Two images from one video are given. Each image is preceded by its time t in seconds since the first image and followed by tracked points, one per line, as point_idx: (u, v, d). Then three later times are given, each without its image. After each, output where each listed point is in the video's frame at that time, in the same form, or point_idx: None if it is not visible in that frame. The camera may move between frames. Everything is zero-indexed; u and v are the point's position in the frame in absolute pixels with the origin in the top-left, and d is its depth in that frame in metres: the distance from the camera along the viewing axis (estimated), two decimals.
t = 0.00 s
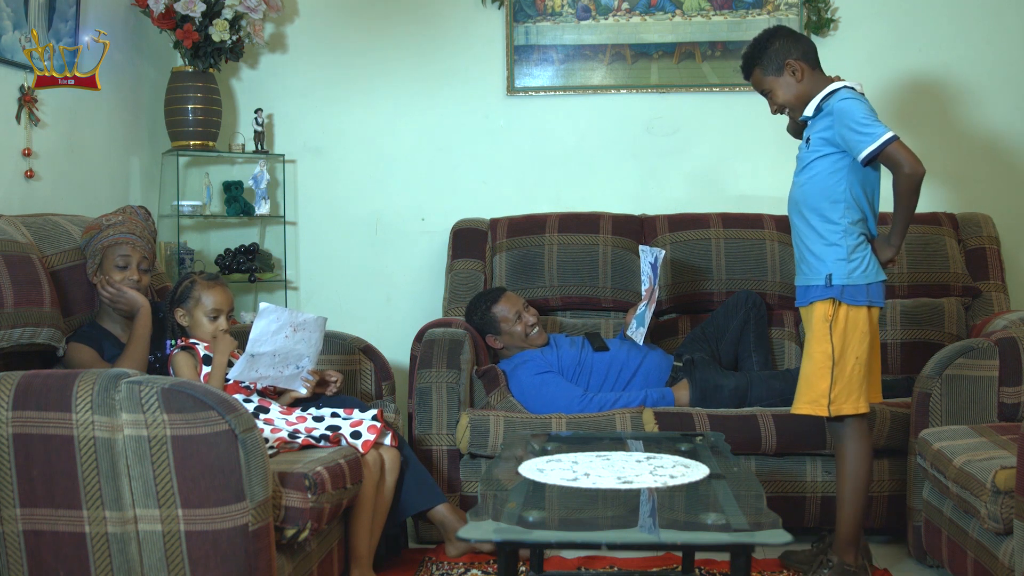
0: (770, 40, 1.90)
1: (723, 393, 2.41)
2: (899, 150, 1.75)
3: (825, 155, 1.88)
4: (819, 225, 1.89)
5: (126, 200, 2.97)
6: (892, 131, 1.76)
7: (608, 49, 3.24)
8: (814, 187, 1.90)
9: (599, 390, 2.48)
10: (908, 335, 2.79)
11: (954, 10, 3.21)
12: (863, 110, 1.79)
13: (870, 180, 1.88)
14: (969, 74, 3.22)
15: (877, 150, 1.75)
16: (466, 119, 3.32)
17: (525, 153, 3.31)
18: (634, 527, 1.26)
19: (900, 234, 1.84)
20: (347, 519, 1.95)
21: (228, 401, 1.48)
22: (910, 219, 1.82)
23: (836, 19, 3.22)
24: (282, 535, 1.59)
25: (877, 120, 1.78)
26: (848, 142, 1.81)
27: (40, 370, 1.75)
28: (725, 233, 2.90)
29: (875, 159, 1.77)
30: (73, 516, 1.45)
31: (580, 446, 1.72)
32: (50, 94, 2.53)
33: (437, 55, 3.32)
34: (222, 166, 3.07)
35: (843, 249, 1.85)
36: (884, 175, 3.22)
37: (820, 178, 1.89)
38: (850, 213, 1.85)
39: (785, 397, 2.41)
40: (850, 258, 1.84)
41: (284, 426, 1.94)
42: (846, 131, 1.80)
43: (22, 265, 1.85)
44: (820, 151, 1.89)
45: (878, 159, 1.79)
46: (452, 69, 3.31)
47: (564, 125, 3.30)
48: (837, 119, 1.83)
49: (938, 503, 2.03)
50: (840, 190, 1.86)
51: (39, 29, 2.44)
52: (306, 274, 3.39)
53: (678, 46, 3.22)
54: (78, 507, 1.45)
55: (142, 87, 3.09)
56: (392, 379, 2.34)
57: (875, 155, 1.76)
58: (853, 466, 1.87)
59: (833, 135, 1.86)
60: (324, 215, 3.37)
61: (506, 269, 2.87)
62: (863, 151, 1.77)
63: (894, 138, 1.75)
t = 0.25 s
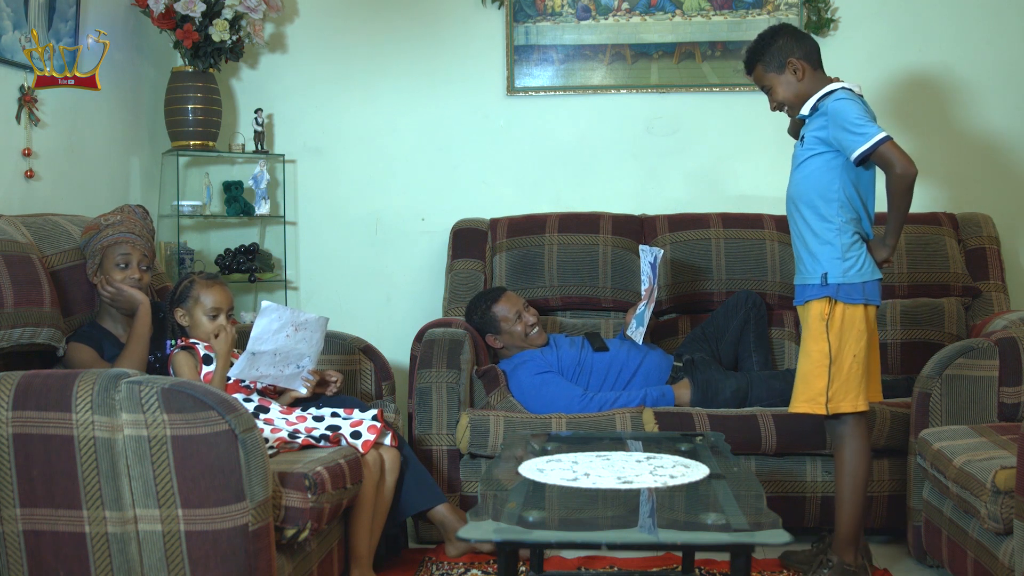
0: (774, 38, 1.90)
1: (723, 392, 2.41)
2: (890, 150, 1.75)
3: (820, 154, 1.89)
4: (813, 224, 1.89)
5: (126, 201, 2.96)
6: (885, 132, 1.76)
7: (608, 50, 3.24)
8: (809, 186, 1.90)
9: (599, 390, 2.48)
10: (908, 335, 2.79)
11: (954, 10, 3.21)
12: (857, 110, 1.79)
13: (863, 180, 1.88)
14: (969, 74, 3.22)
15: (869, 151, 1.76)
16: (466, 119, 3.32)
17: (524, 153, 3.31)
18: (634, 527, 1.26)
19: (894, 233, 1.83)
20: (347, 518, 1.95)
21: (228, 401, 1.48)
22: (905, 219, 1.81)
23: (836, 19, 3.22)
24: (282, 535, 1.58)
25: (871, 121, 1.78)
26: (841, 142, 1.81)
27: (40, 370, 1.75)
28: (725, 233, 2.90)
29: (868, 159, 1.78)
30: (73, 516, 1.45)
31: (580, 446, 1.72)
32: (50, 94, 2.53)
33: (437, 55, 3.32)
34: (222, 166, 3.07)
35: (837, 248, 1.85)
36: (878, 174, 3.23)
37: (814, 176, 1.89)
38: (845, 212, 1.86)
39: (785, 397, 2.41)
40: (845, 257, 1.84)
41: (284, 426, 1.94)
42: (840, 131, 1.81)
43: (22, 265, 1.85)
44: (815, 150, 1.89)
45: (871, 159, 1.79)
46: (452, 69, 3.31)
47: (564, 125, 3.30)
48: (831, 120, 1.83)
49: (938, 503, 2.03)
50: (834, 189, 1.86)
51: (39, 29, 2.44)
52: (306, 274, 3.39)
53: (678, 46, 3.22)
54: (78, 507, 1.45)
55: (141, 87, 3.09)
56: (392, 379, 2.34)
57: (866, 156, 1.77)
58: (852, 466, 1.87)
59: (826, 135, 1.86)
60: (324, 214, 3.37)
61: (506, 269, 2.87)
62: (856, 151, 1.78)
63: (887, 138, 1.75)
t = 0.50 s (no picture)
0: (774, 38, 1.90)
1: (723, 393, 2.41)
2: (889, 150, 1.75)
3: (818, 155, 1.88)
4: (811, 224, 1.89)
5: (126, 201, 2.96)
6: (882, 132, 1.76)
7: (608, 49, 3.24)
8: (807, 186, 1.90)
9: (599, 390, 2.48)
10: (908, 335, 2.79)
11: (954, 10, 3.21)
12: (854, 110, 1.79)
13: (862, 179, 1.88)
14: (969, 74, 3.22)
15: (866, 150, 1.76)
16: (466, 119, 3.32)
17: (524, 153, 3.31)
18: (635, 527, 1.26)
19: (891, 234, 1.83)
20: (347, 518, 1.95)
21: (228, 401, 1.48)
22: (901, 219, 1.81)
23: (836, 19, 3.22)
24: (282, 535, 1.59)
25: (869, 120, 1.78)
26: (840, 142, 1.81)
27: (40, 370, 1.74)
28: (725, 233, 2.90)
29: (866, 158, 1.77)
30: (73, 516, 1.45)
31: (580, 446, 1.72)
32: (50, 94, 2.53)
33: (437, 55, 3.32)
34: (222, 166, 3.07)
35: (835, 248, 1.85)
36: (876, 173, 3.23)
37: (812, 177, 1.89)
38: (843, 212, 1.85)
39: (785, 397, 2.41)
40: (843, 256, 1.84)
41: (284, 426, 1.94)
42: (837, 131, 1.81)
43: (22, 265, 1.85)
44: (813, 151, 1.89)
45: (869, 158, 1.79)
46: (452, 69, 3.31)
47: (564, 125, 3.30)
48: (829, 120, 1.83)
49: (938, 503, 2.03)
50: (831, 189, 1.86)
51: (39, 29, 2.43)
52: (306, 274, 3.39)
53: (678, 46, 3.22)
54: (78, 507, 1.45)
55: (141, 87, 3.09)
56: (392, 379, 2.34)
57: (865, 155, 1.77)
58: (852, 466, 1.87)
59: (825, 135, 1.86)
60: (324, 214, 3.37)
61: (506, 269, 2.87)
62: (853, 150, 1.78)
63: (885, 139, 1.75)
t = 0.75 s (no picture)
0: (770, 39, 1.91)
1: (723, 393, 2.41)
2: (888, 150, 1.75)
3: (817, 155, 1.88)
4: (811, 225, 1.89)
5: (126, 200, 2.96)
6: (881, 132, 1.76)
7: (608, 49, 3.24)
8: (806, 187, 1.90)
9: (600, 390, 2.48)
10: (908, 335, 2.78)
11: (954, 10, 3.21)
12: (853, 110, 1.79)
13: (862, 179, 1.88)
14: (969, 74, 3.22)
15: (866, 150, 1.76)
16: (466, 119, 3.32)
17: (524, 153, 3.31)
18: (635, 527, 1.26)
19: (891, 234, 1.83)
20: (347, 519, 1.95)
21: (228, 401, 1.48)
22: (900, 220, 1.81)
23: (836, 19, 3.22)
24: (282, 535, 1.59)
25: (867, 120, 1.78)
26: (839, 142, 1.81)
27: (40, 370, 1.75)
28: (725, 233, 2.90)
29: (866, 158, 1.77)
30: (73, 516, 1.45)
31: (580, 446, 1.72)
32: (50, 94, 2.53)
33: (437, 55, 3.32)
34: (222, 166, 3.07)
35: (836, 248, 1.85)
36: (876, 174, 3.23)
37: (812, 177, 1.89)
38: (843, 213, 1.85)
39: (786, 397, 2.41)
40: (844, 257, 1.84)
41: (284, 426, 1.94)
42: (836, 132, 1.81)
43: (22, 265, 1.84)
44: (813, 151, 1.89)
45: (869, 159, 1.79)
46: (451, 69, 3.32)
47: (564, 125, 3.30)
48: (828, 120, 1.83)
49: (938, 503, 2.03)
50: (831, 189, 1.86)
51: (39, 29, 2.43)
52: (306, 274, 3.39)
53: (678, 46, 3.22)
54: (78, 508, 1.45)
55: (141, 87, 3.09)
56: (392, 379, 2.34)
57: (864, 154, 1.77)
58: (852, 466, 1.87)
59: (824, 135, 1.86)
60: (324, 214, 3.37)
61: (506, 268, 2.87)
62: (852, 150, 1.78)
63: (884, 139, 1.75)
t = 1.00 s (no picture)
0: (766, 39, 1.90)
1: (723, 393, 2.41)
2: (889, 151, 1.75)
3: (818, 156, 1.88)
4: (812, 225, 1.89)
5: (126, 200, 2.96)
6: (881, 133, 1.76)
7: (608, 49, 3.23)
8: (807, 188, 1.90)
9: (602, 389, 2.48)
10: (908, 335, 2.79)
11: (954, 10, 3.21)
12: (853, 110, 1.79)
13: (862, 180, 1.88)
14: (968, 74, 3.22)
15: (867, 151, 1.76)
16: (466, 119, 3.32)
17: (524, 153, 3.31)
18: (635, 527, 1.26)
19: (892, 234, 1.83)
20: (347, 519, 1.95)
21: (228, 401, 1.48)
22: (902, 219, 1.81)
23: (836, 19, 3.22)
24: (282, 535, 1.59)
25: (868, 121, 1.78)
26: (839, 144, 1.81)
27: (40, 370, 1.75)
28: (725, 233, 2.90)
29: (866, 159, 1.77)
30: (73, 516, 1.45)
31: (580, 446, 1.72)
32: (50, 94, 2.53)
33: (437, 55, 3.32)
34: (222, 166, 3.07)
35: (836, 249, 1.85)
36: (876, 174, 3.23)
37: (812, 178, 1.89)
38: (843, 213, 1.86)
39: (786, 397, 2.41)
40: (844, 257, 1.84)
41: (284, 426, 1.94)
42: (836, 133, 1.81)
43: (22, 265, 1.84)
44: (813, 152, 1.89)
45: (870, 160, 1.79)
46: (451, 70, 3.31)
47: (564, 125, 3.30)
48: (827, 121, 1.83)
49: (938, 503, 2.03)
50: (832, 191, 1.86)
51: (39, 29, 2.43)
52: (306, 274, 3.39)
53: (678, 46, 3.22)
54: (78, 507, 1.45)
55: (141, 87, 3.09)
56: (392, 379, 2.34)
57: (865, 156, 1.76)
58: (852, 466, 1.87)
59: (824, 136, 1.86)
60: (325, 214, 3.37)
61: (506, 268, 2.87)
62: (853, 152, 1.77)
63: (884, 139, 1.75)
